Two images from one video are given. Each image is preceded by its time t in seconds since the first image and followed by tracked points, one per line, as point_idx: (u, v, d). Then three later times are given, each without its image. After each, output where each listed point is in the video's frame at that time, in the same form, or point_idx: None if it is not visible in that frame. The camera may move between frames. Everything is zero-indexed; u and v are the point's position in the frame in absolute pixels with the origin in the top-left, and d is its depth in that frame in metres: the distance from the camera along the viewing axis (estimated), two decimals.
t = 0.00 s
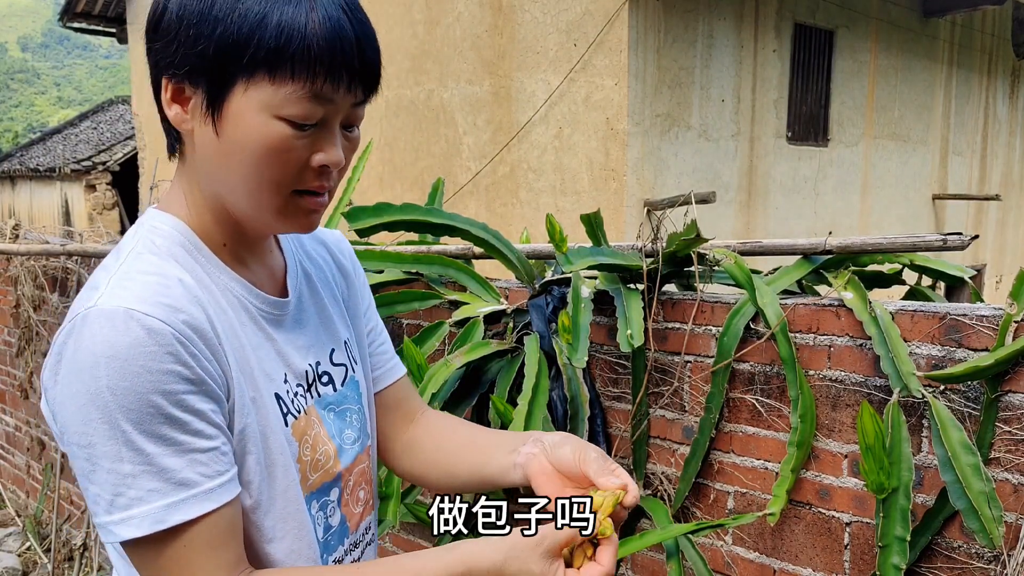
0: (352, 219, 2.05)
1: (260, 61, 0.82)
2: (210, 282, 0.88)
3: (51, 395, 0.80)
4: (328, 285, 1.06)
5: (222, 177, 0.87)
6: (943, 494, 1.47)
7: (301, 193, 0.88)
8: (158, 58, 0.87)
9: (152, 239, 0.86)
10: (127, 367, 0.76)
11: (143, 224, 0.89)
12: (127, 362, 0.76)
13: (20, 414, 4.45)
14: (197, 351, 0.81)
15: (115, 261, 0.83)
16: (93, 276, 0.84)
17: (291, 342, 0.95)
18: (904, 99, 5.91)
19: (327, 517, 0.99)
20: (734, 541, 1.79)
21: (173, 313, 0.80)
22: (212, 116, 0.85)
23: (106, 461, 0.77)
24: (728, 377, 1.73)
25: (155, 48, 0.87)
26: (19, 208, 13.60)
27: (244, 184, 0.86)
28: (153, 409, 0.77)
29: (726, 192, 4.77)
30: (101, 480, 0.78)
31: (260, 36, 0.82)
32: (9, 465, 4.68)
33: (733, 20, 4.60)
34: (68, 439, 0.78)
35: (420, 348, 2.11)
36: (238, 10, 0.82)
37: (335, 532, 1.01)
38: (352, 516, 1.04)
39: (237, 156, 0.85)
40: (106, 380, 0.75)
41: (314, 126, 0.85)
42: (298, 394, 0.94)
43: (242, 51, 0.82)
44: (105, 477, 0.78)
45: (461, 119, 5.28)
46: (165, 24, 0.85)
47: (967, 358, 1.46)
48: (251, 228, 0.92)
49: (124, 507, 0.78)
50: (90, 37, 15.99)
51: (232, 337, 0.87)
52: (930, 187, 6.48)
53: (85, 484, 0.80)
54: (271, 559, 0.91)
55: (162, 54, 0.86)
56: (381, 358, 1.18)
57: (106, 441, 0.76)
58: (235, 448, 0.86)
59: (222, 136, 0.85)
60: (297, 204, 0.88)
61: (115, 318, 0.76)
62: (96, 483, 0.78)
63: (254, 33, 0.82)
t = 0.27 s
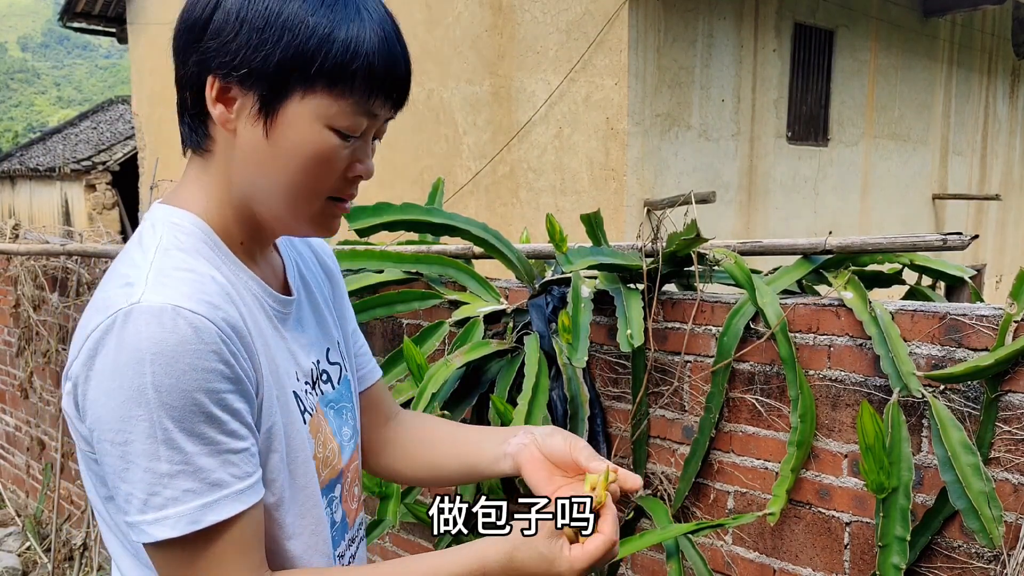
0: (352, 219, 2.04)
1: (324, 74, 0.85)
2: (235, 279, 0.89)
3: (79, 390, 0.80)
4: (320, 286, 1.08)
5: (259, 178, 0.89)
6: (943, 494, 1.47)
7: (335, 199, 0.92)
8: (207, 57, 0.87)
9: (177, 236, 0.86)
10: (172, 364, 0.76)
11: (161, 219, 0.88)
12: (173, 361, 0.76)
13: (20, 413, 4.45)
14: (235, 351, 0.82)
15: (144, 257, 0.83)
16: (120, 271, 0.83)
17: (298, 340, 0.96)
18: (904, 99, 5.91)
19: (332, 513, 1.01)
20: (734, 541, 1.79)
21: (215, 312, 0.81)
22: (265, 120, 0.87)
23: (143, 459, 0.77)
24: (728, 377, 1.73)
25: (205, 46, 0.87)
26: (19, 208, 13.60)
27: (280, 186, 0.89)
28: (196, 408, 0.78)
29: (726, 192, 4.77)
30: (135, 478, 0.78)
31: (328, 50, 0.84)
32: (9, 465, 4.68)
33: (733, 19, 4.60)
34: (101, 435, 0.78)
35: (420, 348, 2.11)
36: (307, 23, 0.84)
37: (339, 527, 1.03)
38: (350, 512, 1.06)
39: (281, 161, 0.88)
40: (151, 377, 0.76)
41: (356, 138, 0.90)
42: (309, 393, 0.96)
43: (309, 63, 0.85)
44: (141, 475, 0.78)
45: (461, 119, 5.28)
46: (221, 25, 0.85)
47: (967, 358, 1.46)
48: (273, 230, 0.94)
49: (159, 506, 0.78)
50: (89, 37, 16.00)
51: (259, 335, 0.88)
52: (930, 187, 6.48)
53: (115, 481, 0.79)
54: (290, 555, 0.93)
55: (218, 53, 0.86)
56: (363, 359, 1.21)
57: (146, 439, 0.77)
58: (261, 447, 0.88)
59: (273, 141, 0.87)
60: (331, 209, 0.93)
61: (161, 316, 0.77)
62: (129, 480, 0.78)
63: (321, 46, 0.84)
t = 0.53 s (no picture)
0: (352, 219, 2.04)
1: (407, 123, 0.95)
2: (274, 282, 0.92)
3: (134, 373, 0.80)
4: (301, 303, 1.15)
5: (321, 200, 0.95)
6: (943, 494, 1.47)
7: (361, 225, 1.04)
8: (319, 91, 0.88)
9: (223, 234, 0.88)
10: (246, 356, 0.79)
11: (206, 218, 0.90)
12: (247, 353, 0.79)
13: (20, 413, 4.46)
14: (292, 352, 0.85)
15: (201, 249, 0.84)
16: (178, 260, 0.84)
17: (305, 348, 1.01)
18: (904, 99, 5.91)
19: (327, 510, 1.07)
20: (734, 541, 1.80)
21: (282, 311, 0.84)
22: (353, 157, 0.93)
23: (203, 446, 0.78)
24: (728, 377, 1.73)
25: (316, 80, 0.88)
26: (19, 207, 13.61)
27: (334, 208, 0.96)
28: (260, 400, 0.80)
29: (726, 192, 4.78)
30: (190, 465, 0.78)
31: (416, 103, 0.95)
32: (9, 465, 4.68)
33: (733, 19, 4.60)
34: (156, 420, 0.78)
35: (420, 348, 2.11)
36: (407, 78, 0.93)
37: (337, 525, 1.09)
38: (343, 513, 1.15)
39: (349, 189, 0.95)
40: (226, 365, 0.78)
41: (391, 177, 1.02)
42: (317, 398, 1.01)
43: (403, 113, 0.94)
44: (195, 461, 0.78)
45: (461, 119, 5.28)
46: (337, 66, 0.88)
47: (966, 358, 1.46)
48: (301, 240, 1.00)
49: (210, 495, 0.79)
50: (89, 37, 15.98)
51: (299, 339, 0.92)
52: (930, 187, 6.49)
53: (162, 467, 0.79)
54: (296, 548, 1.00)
55: (334, 91, 0.88)
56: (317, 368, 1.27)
57: (208, 426, 0.78)
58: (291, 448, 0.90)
59: (357, 175, 0.95)
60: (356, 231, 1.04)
61: (238, 308, 0.79)
62: (182, 467, 0.79)
63: (413, 101, 0.95)
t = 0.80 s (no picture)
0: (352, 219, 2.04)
1: (396, 184, 1.10)
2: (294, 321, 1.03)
3: (195, 394, 0.88)
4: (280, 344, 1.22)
5: (327, 248, 1.06)
6: (943, 494, 1.47)
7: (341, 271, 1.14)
8: (342, 152, 1.00)
9: (254, 274, 0.98)
10: (299, 378, 0.90)
11: (238, 261, 0.99)
12: (300, 376, 0.90)
13: (20, 413, 4.46)
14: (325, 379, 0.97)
15: (246, 285, 0.94)
16: (227, 293, 0.93)
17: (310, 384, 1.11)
18: (904, 99, 5.91)
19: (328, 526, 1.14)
20: (734, 541, 1.80)
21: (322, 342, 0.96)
22: (355, 212, 1.06)
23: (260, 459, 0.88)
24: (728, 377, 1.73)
25: (339, 143, 1.00)
26: (19, 207, 13.61)
27: (332, 257, 1.08)
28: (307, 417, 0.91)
29: (725, 192, 4.78)
30: (246, 476, 0.87)
31: (404, 168, 1.10)
32: (9, 465, 4.68)
33: (732, 19, 4.61)
34: (218, 436, 0.87)
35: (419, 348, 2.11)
36: (400, 146, 1.09)
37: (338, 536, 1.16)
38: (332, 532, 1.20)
39: (349, 240, 1.07)
40: (282, 386, 0.88)
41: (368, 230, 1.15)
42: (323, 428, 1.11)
43: (395, 178, 1.09)
44: (252, 472, 0.87)
45: (461, 119, 5.28)
46: (357, 132, 1.02)
47: (967, 358, 1.46)
48: (298, 283, 1.09)
49: (264, 502, 0.88)
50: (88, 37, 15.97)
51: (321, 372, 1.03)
52: (929, 186, 6.49)
53: (218, 480, 0.87)
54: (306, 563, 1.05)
55: (353, 154, 1.01)
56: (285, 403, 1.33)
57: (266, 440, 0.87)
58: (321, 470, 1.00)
59: (359, 226, 1.07)
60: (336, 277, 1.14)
61: (292, 337, 0.91)
62: (238, 478, 0.87)
63: (404, 166, 1.10)
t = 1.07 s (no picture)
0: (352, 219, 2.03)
1: (372, 204, 1.16)
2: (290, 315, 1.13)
3: (226, 362, 0.96)
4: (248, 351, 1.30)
5: (311, 254, 1.12)
6: (943, 494, 1.47)
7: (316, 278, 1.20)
8: (330, 169, 1.07)
9: (261, 270, 1.07)
10: (319, 352, 1.01)
11: (242, 255, 1.07)
12: (321, 351, 1.02)
13: (20, 413, 4.46)
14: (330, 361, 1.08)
15: (261, 276, 1.04)
16: (248, 280, 1.02)
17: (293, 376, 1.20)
18: (904, 99, 5.91)
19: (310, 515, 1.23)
20: (734, 541, 1.80)
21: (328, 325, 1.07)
22: (336, 226, 1.12)
23: (286, 419, 0.97)
24: (728, 377, 1.73)
25: (328, 162, 1.08)
26: (19, 207, 13.60)
27: (313, 264, 1.14)
28: (322, 389, 1.02)
29: (725, 192, 4.78)
30: (273, 435, 0.96)
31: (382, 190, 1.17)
32: (9, 464, 4.68)
33: (732, 19, 4.61)
34: (250, 399, 0.96)
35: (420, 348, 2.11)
36: (379, 169, 1.16)
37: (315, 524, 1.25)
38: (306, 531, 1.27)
39: (329, 249, 1.14)
40: (307, 358, 0.99)
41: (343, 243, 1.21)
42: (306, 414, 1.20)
43: (374, 197, 1.16)
44: (278, 431, 0.97)
45: (461, 119, 5.28)
46: (344, 152, 1.09)
47: (966, 358, 1.46)
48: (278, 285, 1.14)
49: (289, 460, 0.97)
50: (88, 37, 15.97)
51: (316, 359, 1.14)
52: (929, 187, 6.49)
53: (249, 435, 0.96)
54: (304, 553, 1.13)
55: (341, 171, 1.08)
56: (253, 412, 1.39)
57: (291, 403, 0.98)
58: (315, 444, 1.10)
59: (339, 237, 1.13)
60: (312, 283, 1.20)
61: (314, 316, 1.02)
62: (267, 436, 0.96)
63: (382, 188, 1.17)
